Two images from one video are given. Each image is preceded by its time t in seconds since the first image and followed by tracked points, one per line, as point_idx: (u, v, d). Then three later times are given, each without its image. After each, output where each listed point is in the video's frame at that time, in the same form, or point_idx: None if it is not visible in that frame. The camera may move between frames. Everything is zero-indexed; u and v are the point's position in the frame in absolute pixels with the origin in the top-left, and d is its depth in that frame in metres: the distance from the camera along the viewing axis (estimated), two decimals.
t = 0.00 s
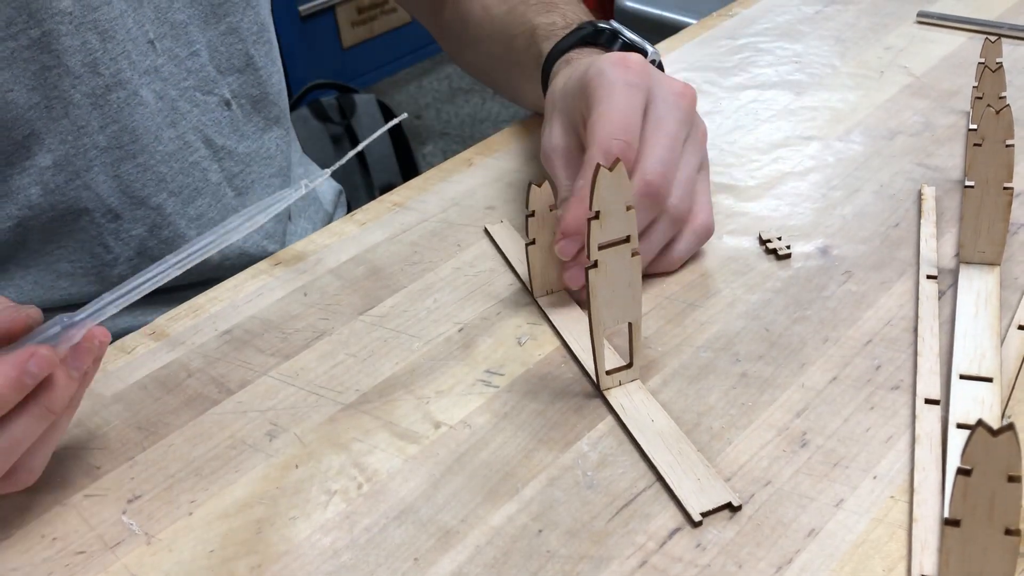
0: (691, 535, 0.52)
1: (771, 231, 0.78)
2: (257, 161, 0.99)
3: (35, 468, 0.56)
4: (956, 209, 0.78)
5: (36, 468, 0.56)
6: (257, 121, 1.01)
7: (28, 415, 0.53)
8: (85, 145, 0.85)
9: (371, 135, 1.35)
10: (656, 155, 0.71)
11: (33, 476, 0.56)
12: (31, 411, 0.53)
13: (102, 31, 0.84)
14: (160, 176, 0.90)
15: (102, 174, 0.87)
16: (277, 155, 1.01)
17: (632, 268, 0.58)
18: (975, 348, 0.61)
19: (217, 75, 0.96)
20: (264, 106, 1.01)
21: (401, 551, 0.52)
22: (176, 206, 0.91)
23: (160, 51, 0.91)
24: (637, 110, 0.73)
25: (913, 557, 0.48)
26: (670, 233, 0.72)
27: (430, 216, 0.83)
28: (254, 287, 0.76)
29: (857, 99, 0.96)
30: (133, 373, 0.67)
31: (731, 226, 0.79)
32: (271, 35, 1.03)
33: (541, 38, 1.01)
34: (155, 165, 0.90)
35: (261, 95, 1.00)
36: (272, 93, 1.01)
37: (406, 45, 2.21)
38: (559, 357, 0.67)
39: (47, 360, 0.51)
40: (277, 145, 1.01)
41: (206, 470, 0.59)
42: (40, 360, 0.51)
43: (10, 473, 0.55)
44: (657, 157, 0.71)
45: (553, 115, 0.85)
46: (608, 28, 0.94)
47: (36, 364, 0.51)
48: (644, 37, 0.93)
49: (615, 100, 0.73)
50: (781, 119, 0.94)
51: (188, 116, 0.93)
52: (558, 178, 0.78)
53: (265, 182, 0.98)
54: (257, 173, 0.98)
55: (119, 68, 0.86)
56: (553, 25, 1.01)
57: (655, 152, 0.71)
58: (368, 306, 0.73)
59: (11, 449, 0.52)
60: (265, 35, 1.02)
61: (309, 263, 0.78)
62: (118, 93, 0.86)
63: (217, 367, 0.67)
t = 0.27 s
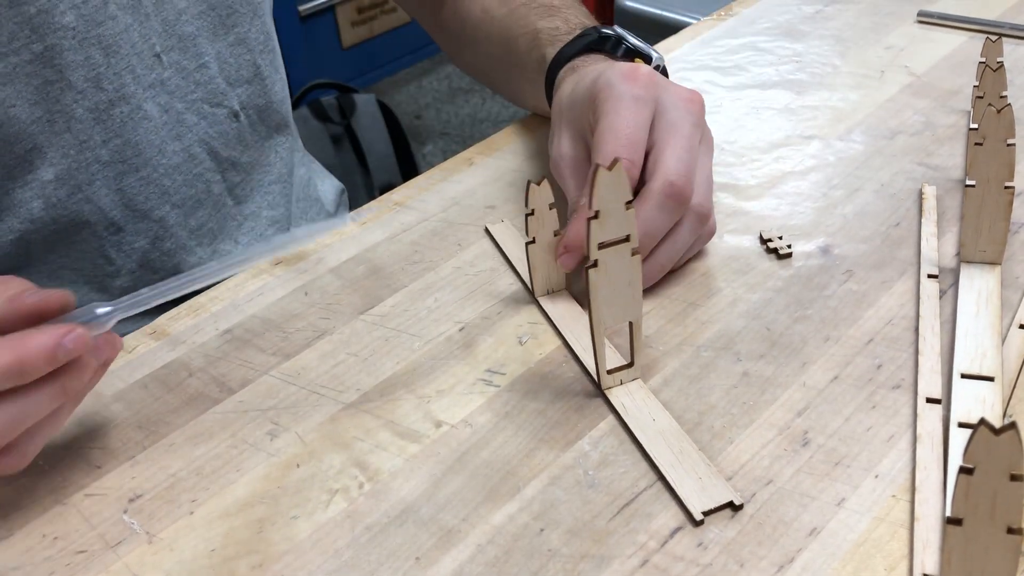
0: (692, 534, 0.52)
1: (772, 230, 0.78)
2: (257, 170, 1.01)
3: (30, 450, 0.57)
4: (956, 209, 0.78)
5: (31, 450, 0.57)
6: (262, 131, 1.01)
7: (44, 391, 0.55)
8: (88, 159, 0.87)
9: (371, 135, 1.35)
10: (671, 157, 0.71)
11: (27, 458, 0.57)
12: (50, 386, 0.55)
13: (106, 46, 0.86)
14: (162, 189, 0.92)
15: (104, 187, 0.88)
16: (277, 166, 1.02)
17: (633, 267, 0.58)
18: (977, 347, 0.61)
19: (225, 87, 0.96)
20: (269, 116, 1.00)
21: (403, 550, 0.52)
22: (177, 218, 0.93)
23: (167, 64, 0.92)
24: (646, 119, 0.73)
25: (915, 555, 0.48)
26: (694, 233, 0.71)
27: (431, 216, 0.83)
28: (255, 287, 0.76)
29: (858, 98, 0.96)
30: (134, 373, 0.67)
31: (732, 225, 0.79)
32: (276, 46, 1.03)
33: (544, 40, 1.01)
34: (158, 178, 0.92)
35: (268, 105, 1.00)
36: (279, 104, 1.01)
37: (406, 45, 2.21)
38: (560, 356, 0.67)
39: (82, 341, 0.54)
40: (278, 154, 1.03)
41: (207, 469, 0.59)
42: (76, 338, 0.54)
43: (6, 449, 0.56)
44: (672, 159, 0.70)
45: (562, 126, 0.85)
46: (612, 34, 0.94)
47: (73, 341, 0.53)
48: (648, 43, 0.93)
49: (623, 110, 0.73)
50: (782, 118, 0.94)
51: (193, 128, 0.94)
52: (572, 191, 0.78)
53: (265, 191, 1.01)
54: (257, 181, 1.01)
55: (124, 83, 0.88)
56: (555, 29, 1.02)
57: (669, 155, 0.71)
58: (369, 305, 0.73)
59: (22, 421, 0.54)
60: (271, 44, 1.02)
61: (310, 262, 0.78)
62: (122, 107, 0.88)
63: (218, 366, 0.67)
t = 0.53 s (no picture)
0: (692, 533, 0.52)
1: (772, 229, 0.77)
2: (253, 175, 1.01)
3: (89, 413, 0.60)
4: (956, 208, 0.78)
5: (89, 414, 0.60)
6: (257, 137, 1.02)
7: (119, 360, 0.59)
8: (84, 169, 0.87)
9: (371, 134, 1.34)
10: (669, 154, 0.70)
11: (85, 421, 0.60)
12: (127, 356, 0.59)
13: (103, 56, 0.85)
14: (160, 198, 0.92)
15: (100, 197, 0.88)
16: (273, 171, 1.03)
17: (640, 264, 0.58)
18: (977, 346, 0.61)
19: (225, 95, 0.96)
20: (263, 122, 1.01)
21: (401, 549, 0.52)
22: (174, 227, 0.94)
23: (166, 74, 0.91)
24: (645, 116, 0.73)
25: (915, 555, 0.48)
26: (692, 230, 0.71)
27: (430, 215, 0.83)
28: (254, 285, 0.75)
29: (858, 97, 0.96)
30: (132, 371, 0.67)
31: (732, 224, 0.79)
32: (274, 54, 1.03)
33: (543, 41, 1.00)
34: (155, 188, 0.92)
35: (262, 111, 1.01)
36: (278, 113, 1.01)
37: (405, 45, 2.20)
38: (559, 355, 0.67)
39: (169, 323, 0.59)
40: (274, 161, 1.03)
41: (206, 468, 0.59)
42: (165, 320, 0.59)
43: (71, 405, 0.59)
44: (670, 157, 0.70)
45: (564, 125, 0.84)
46: (612, 33, 0.93)
47: (161, 321, 0.59)
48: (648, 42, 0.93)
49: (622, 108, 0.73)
50: (781, 117, 0.94)
51: (192, 137, 0.94)
52: (572, 189, 0.78)
53: (259, 197, 1.01)
54: (253, 187, 1.01)
55: (120, 94, 0.87)
56: (555, 28, 1.01)
57: (668, 153, 0.70)
58: (368, 305, 0.72)
59: (93, 381, 0.58)
60: (267, 52, 1.02)
61: (309, 261, 0.78)
62: (120, 117, 0.88)
63: (217, 366, 0.67)
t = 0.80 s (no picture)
0: (690, 533, 0.52)
1: (771, 229, 0.77)
2: (253, 175, 1.01)
3: (101, 398, 0.60)
4: (955, 208, 0.78)
5: (101, 399, 0.60)
6: (256, 137, 1.02)
7: (136, 344, 0.60)
8: (84, 168, 0.87)
9: (370, 133, 1.34)
10: (666, 152, 0.70)
11: (96, 406, 0.60)
12: (145, 342, 0.60)
13: (102, 56, 0.85)
14: (160, 198, 0.93)
15: (100, 197, 0.88)
16: (273, 170, 1.03)
17: (639, 264, 0.58)
18: (975, 346, 0.61)
19: (223, 94, 0.96)
20: (262, 121, 1.02)
21: (400, 549, 0.52)
22: (173, 226, 0.94)
23: (165, 73, 0.91)
24: (642, 115, 0.73)
25: (913, 554, 0.48)
26: (689, 229, 0.71)
27: (428, 214, 0.83)
28: (252, 285, 0.75)
29: (856, 97, 0.96)
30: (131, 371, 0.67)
31: (731, 224, 0.79)
32: (273, 54, 1.03)
33: (542, 40, 1.00)
34: (155, 187, 0.92)
35: (261, 111, 1.01)
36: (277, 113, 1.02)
37: (405, 45, 2.20)
38: (558, 355, 0.67)
39: (188, 312, 0.60)
40: (273, 160, 1.03)
41: (204, 468, 0.59)
42: (185, 309, 0.60)
43: (85, 388, 0.59)
44: (667, 156, 0.70)
45: (562, 125, 0.84)
46: (610, 33, 0.94)
47: (181, 310, 0.60)
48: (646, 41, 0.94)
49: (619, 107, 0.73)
50: (780, 117, 0.94)
51: (191, 136, 0.94)
52: (570, 188, 0.78)
53: (258, 195, 1.01)
54: (252, 186, 1.01)
55: (120, 94, 0.87)
56: (553, 28, 1.01)
57: (665, 151, 0.70)
58: (367, 304, 0.72)
59: (109, 363, 0.58)
60: (266, 51, 1.02)
61: (307, 260, 0.78)
62: (120, 117, 0.88)
63: (216, 365, 0.67)
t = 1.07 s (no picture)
0: (689, 533, 0.52)
1: (769, 230, 0.77)
2: (252, 174, 1.01)
3: (107, 397, 0.60)
4: (954, 209, 0.78)
5: (107, 398, 0.60)
6: (255, 135, 1.01)
7: (144, 344, 0.59)
8: (83, 166, 0.87)
9: (369, 134, 1.34)
10: (662, 152, 0.71)
11: (102, 405, 0.60)
12: (153, 342, 0.60)
13: (102, 54, 0.85)
14: (159, 196, 0.93)
15: (99, 195, 0.88)
16: (273, 170, 1.03)
17: (636, 265, 0.58)
18: (974, 347, 0.61)
19: (222, 93, 0.96)
20: (262, 120, 1.01)
21: (399, 549, 0.52)
22: (172, 224, 0.94)
23: (164, 72, 0.91)
24: (638, 115, 0.73)
25: (911, 555, 0.48)
26: (686, 229, 0.71)
27: (427, 215, 0.83)
28: (251, 286, 0.75)
29: (855, 98, 0.96)
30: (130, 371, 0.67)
31: (730, 225, 0.79)
32: (273, 53, 1.03)
33: (540, 41, 1.00)
34: (154, 185, 0.92)
35: (261, 110, 1.01)
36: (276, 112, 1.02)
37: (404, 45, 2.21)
38: (556, 355, 0.67)
39: (197, 314, 0.60)
40: (273, 159, 1.03)
41: (203, 469, 0.59)
42: (193, 311, 0.60)
43: (92, 387, 0.59)
44: (663, 155, 0.70)
45: (559, 126, 0.84)
46: (609, 34, 0.94)
47: (189, 312, 0.60)
48: (643, 42, 0.94)
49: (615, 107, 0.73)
50: (779, 118, 0.94)
51: (189, 135, 0.94)
52: (567, 189, 0.78)
53: (257, 194, 1.01)
54: (251, 185, 1.01)
55: (120, 92, 0.87)
56: (552, 29, 1.02)
57: (661, 151, 0.70)
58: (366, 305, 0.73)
59: (116, 362, 0.58)
60: (266, 50, 1.02)
61: (306, 261, 0.78)
62: (119, 116, 0.88)
63: (215, 366, 0.67)
